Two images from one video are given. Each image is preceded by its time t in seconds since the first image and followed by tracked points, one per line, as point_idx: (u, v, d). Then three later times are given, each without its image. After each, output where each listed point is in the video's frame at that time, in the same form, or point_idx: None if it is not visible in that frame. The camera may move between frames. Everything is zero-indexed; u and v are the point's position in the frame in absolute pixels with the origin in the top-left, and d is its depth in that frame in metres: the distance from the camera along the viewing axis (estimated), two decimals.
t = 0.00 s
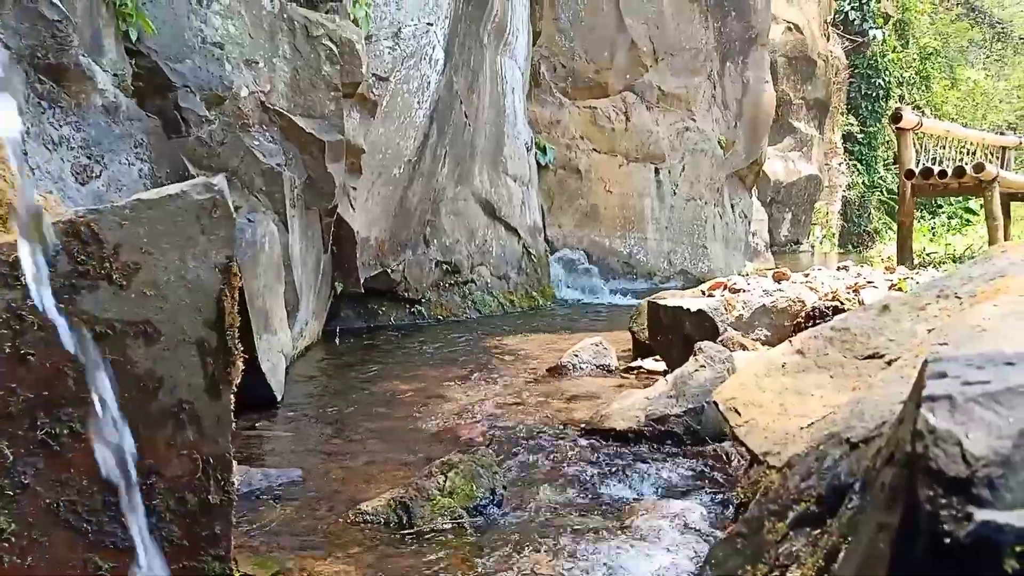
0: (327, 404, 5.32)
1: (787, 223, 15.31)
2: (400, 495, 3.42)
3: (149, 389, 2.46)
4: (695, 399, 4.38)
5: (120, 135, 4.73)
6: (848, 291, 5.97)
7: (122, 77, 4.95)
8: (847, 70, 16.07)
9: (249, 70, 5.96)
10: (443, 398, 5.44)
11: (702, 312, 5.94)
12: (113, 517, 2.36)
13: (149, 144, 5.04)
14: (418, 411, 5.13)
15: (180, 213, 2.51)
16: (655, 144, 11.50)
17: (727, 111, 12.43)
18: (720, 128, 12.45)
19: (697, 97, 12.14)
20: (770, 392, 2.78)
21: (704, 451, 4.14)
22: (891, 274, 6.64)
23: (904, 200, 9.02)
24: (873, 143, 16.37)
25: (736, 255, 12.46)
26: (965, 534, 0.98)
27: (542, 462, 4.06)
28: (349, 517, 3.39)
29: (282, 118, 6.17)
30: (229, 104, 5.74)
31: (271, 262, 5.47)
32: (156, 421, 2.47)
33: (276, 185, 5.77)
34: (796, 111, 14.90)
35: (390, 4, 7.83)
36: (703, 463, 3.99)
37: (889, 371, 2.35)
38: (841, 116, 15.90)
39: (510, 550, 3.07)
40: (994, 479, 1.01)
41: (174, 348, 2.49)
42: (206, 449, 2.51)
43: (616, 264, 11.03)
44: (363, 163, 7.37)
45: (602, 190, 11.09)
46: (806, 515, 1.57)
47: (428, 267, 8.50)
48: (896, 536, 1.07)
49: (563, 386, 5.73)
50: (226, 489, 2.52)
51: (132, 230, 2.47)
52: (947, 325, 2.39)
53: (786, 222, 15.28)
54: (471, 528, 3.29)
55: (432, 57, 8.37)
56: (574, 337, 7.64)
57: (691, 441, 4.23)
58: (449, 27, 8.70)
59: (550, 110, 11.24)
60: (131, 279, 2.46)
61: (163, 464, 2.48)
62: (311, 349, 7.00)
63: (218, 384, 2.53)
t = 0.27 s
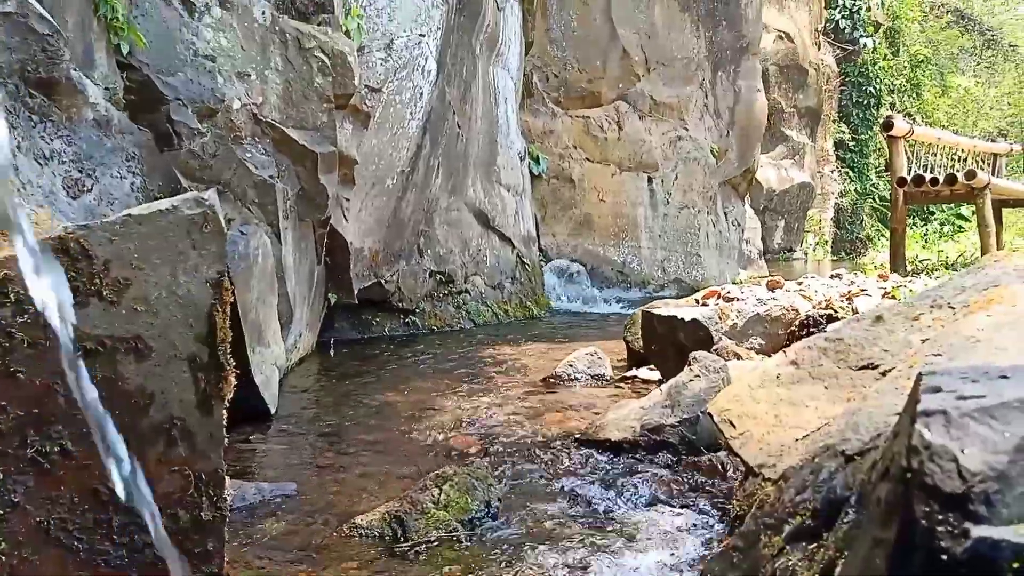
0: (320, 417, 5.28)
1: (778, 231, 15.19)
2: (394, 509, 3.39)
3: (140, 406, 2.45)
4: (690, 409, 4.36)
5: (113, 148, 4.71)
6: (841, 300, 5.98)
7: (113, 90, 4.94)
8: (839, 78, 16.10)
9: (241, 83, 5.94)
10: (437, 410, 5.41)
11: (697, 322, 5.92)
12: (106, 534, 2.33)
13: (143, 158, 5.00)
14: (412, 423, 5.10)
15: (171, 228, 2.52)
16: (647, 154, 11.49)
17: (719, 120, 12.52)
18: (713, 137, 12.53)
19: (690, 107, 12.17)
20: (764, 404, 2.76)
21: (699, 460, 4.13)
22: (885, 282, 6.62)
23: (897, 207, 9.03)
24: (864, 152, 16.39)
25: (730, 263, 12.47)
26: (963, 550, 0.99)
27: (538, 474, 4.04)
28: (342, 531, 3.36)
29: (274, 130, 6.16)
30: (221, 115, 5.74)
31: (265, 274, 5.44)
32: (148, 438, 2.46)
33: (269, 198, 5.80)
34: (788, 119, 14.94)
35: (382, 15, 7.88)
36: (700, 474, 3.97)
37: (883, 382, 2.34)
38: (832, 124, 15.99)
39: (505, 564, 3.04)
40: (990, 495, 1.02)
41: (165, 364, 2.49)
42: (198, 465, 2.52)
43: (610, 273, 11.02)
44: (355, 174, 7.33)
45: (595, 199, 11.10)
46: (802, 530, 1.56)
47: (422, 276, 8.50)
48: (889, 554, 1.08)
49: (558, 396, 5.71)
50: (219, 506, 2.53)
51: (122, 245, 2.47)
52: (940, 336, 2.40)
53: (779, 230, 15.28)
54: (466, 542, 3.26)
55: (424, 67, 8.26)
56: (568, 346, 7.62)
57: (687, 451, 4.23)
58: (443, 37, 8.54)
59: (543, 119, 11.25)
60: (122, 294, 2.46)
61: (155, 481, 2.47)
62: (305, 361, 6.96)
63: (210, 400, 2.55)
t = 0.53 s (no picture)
0: (316, 431, 5.26)
1: (774, 241, 15.37)
2: (391, 525, 3.36)
3: (133, 424, 2.44)
4: (687, 421, 4.36)
5: (106, 163, 4.69)
6: (836, 310, 6.00)
7: (106, 105, 4.93)
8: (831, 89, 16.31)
9: (235, 96, 5.98)
10: (433, 423, 5.40)
11: (692, 333, 5.92)
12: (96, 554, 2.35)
13: (135, 173, 4.97)
14: (408, 436, 5.09)
15: (164, 244, 2.49)
16: (642, 165, 11.54)
17: (713, 131, 12.57)
18: (707, 148, 12.59)
19: (683, 118, 12.20)
20: (761, 418, 2.75)
21: (696, 473, 4.11)
22: (879, 292, 6.65)
23: (890, 218, 9.07)
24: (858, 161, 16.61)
25: (725, 274, 12.51)
26: (963, 568, 1.12)
27: (534, 488, 4.02)
28: (337, 546, 3.34)
29: (269, 144, 6.20)
30: (216, 129, 5.78)
31: (260, 288, 5.40)
32: (141, 456, 2.44)
33: (263, 213, 5.82)
34: (781, 130, 15.00)
35: (377, 28, 7.81)
36: (697, 487, 3.95)
37: (880, 396, 2.34)
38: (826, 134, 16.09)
39: None
40: (989, 514, 1.16)
41: (158, 382, 2.47)
42: (192, 483, 2.47)
43: (605, 284, 11.03)
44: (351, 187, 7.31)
45: (589, 210, 11.13)
46: (802, 549, 1.57)
47: (416, 288, 8.55)
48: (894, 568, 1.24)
49: (554, 408, 5.70)
50: (213, 524, 2.48)
51: (115, 262, 2.46)
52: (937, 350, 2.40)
53: (773, 239, 15.34)
54: (462, 557, 3.25)
55: (419, 80, 8.16)
56: (564, 357, 7.63)
57: (682, 464, 4.21)
58: (438, 49, 8.45)
59: (538, 131, 11.28)
60: (114, 312, 2.46)
61: (148, 499, 2.44)
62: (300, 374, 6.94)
63: (204, 417, 2.51)
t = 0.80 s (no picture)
0: (312, 446, 5.23)
1: (770, 253, 15.24)
2: (388, 541, 3.33)
3: (128, 441, 2.43)
4: (685, 435, 4.34)
5: (102, 177, 4.68)
6: (835, 323, 5.99)
7: (104, 120, 4.94)
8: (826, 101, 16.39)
9: (232, 110, 5.98)
10: (431, 437, 5.37)
11: (691, 346, 5.89)
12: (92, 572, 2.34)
13: (132, 187, 4.96)
14: (405, 451, 5.05)
15: (160, 259, 2.51)
16: (639, 178, 11.56)
17: (709, 144, 12.59)
18: (704, 160, 12.62)
19: (680, 131, 12.25)
20: (759, 434, 2.74)
21: (695, 487, 4.11)
22: (877, 305, 6.65)
23: (886, 230, 9.08)
24: (854, 173, 16.64)
25: (723, 286, 12.49)
26: None
27: (533, 503, 3.99)
28: (333, 563, 3.30)
29: (266, 158, 6.20)
30: (213, 143, 5.75)
31: (257, 302, 5.39)
32: (137, 474, 2.43)
33: (261, 227, 5.81)
34: (777, 142, 15.05)
35: (374, 42, 7.86)
36: (696, 501, 3.93)
37: (880, 412, 2.32)
38: (822, 147, 16.14)
39: None
40: (993, 535, 1.16)
41: (153, 398, 2.47)
42: (188, 501, 2.47)
43: (602, 296, 11.00)
44: (348, 200, 7.30)
45: (586, 223, 11.12)
46: (802, 565, 1.65)
47: (413, 301, 8.46)
48: None
49: (552, 422, 5.68)
50: (208, 542, 2.49)
51: (111, 278, 2.47)
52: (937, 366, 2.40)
53: (770, 251, 15.29)
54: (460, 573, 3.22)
55: (416, 93, 8.22)
56: (562, 371, 7.60)
57: (682, 477, 4.21)
58: (434, 63, 8.52)
59: (536, 144, 11.30)
60: (109, 327, 2.45)
61: (144, 517, 2.43)
62: (297, 389, 6.89)
63: (200, 434, 2.51)
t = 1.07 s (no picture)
0: (311, 459, 5.21)
1: (771, 265, 15.27)
2: (386, 556, 3.29)
3: (126, 456, 2.66)
4: (685, 449, 4.32)
5: (102, 191, 4.68)
6: (834, 335, 5.99)
7: (103, 133, 4.94)
8: (824, 113, 16.41)
9: (231, 124, 5.98)
10: (430, 450, 5.36)
11: (690, 359, 5.89)
12: None
13: (131, 201, 4.96)
14: (405, 464, 5.04)
15: (158, 275, 2.73)
16: (638, 190, 11.59)
17: (708, 155, 12.65)
18: (703, 172, 12.67)
19: (678, 143, 12.32)
20: (761, 449, 2.72)
21: (696, 502, 4.07)
22: (877, 317, 6.65)
23: (885, 241, 9.09)
24: (852, 185, 16.68)
25: (722, 297, 12.51)
26: None
27: (534, 517, 3.98)
28: None
29: (266, 171, 6.20)
30: (212, 156, 5.76)
31: (257, 316, 5.37)
32: (135, 489, 2.67)
33: (260, 240, 5.79)
34: (775, 154, 15.08)
35: (374, 56, 7.86)
36: (698, 517, 3.90)
37: (882, 428, 2.32)
38: (820, 159, 16.20)
39: None
40: (998, 557, 1.25)
41: (151, 414, 2.71)
42: (185, 515, 2.72)
43: (601, 307, 10.99)
44: (347, 213, 7.28)
45: (585, 235, 11.13)
46: None
47: (413, 313, 8.45)
48: None
49: (552, 435, 5.66)
50: (203, 553, 2.74)
51: (109, 294, 2.67)
52: (940, 383, 2.42)
53: (769, 263, 15.27)
54: None
55: (416, 106, 8.21)
56: (561, 383, 7.58)
57: (682, 492, 4.17)
58: (434, 76, 8.51)
59: (535, 156, 11.31)
60: (108, 344, 2.66)
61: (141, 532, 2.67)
62: (296, 401, 6.88)
63: (197, 450, 2.77)
